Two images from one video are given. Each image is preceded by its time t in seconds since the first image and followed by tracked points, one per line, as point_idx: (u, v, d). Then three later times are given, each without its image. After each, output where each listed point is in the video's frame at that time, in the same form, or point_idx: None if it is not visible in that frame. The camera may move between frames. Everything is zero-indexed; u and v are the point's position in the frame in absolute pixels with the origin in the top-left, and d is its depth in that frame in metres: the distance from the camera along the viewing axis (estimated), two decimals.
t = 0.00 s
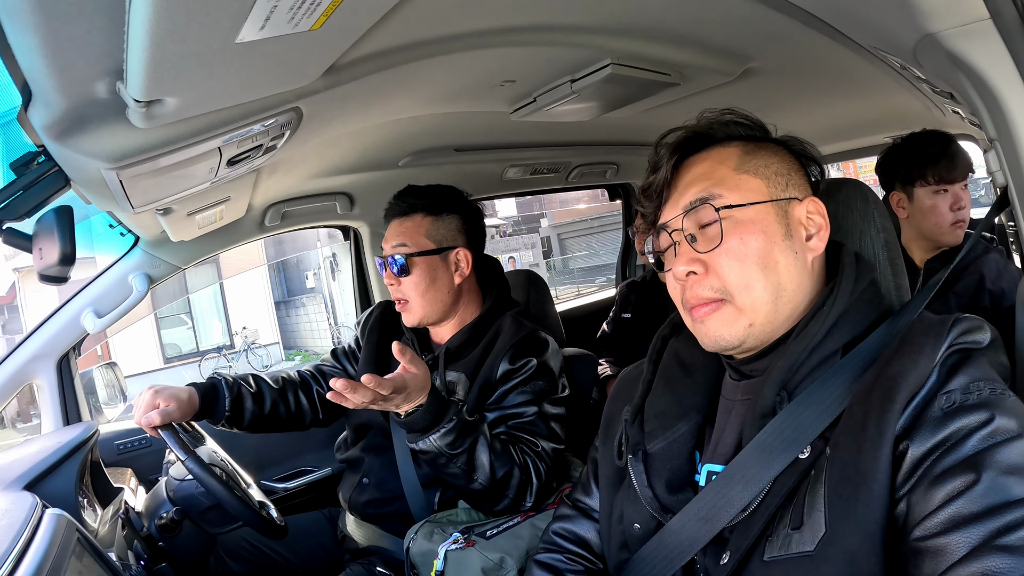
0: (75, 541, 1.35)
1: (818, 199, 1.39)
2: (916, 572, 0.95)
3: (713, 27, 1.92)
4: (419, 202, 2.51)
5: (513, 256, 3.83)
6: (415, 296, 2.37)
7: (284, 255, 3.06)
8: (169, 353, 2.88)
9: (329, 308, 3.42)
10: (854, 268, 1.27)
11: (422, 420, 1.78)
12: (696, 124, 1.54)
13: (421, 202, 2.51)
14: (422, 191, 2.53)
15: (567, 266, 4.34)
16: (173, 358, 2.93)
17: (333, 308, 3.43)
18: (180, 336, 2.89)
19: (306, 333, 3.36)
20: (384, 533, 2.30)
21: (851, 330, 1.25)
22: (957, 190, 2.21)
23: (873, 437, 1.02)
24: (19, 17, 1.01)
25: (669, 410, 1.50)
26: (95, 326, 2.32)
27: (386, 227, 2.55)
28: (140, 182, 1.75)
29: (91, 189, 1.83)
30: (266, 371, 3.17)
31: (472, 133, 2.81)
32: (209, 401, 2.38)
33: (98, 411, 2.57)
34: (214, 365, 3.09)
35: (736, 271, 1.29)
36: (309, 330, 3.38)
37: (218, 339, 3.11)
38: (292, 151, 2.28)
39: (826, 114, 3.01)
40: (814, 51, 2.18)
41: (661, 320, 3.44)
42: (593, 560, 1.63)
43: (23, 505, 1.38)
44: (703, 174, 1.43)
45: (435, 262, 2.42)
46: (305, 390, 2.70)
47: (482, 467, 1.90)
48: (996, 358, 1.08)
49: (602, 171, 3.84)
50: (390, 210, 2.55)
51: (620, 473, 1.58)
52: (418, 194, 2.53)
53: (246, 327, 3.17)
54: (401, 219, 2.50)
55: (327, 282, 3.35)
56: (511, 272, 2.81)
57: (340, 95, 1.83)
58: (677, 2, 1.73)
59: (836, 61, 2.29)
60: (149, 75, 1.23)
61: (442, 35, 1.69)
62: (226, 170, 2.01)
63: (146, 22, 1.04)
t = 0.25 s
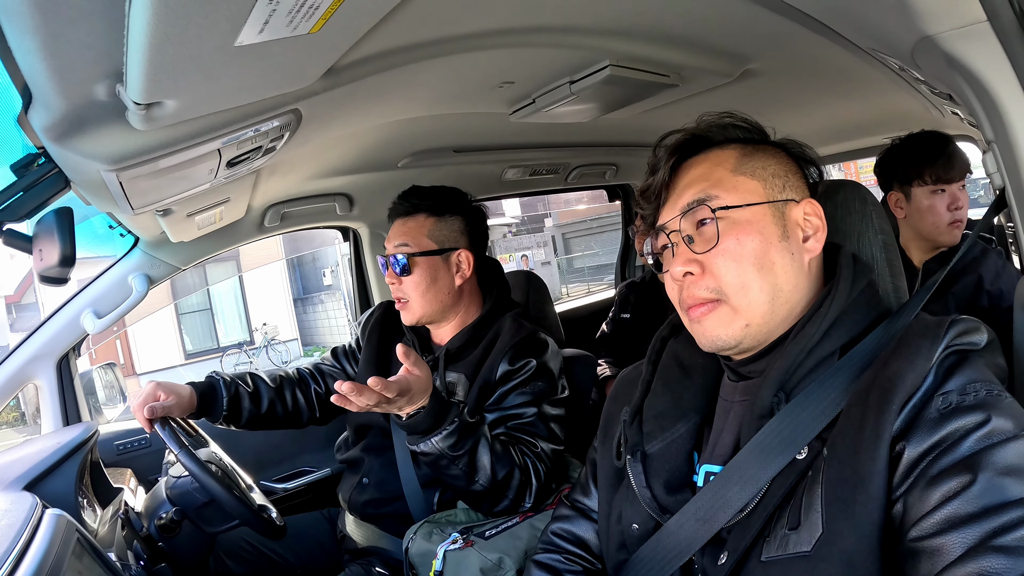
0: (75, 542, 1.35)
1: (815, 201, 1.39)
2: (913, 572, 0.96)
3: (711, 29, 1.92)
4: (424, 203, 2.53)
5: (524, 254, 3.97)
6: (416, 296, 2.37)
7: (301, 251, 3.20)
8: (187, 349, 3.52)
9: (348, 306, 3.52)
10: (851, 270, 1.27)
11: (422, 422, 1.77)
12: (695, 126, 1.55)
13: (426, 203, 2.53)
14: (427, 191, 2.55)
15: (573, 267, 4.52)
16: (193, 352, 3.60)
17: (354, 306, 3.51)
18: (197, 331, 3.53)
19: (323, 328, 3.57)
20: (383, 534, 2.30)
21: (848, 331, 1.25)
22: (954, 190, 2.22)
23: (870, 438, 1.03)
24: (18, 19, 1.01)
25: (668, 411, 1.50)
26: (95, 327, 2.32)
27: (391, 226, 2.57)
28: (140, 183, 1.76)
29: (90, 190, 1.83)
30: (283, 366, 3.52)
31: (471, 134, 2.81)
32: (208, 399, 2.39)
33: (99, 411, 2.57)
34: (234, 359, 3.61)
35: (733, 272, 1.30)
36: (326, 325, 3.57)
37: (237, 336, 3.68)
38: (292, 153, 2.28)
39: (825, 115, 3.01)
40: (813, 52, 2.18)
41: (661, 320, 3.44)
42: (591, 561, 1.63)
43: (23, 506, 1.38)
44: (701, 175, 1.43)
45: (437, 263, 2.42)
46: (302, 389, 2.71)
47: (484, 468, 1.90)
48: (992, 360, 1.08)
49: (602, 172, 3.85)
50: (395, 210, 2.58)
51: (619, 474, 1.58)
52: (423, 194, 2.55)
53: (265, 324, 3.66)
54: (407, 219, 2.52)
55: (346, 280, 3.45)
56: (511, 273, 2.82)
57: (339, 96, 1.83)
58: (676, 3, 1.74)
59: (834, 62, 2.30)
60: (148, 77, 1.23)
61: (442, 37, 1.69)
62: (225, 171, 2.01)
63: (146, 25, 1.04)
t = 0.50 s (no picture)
0: (74, 542, 1.35)
1: (818, 200, 1.39)
2: (914, 572, 0.95)
3: (712, 28, 1.92)
4: (425, 203, 2.53)
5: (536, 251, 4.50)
6: (416, 296, 2.37)
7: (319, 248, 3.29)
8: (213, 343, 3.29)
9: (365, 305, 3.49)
10: (853, 269, 1.27)
11: (428, 418, 1.74)
12: (696, 125, 1.55)
13: (427, 203, 2.53)
14: (427, 191, 2.55)
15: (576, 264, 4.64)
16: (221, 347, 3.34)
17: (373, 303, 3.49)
18: (220, 326, 3.27)
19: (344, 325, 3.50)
20: (383, 534, 2.29)
21: (849, 330, 1.25)
22: (955, 190, 2.21)
23: (871, 437, 1.02)
24: (17, 17, 1.00)
25: (669, 410, 1.50)
26: (95, 326, 2.32)
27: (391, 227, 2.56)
28: (140, 182, 1.76)
29: (90, 190, 1.83)
30: (308, 362, 3.34)
31: (471, 134, 2.81)
32: (208, 396, 2.40)
33: (98, 411, 2.57)
34: (260, 354, 3.39)
35: (735, 271, 1.29)
36: (344, 326, 3.51)
37: (260, 331, 3.41)
38: (292, 152, 2.28)
39: (825, 115, 3.01)
40: (813, 51, 2.18)
41: (661, 320, 3.44)
42: (591, 560, 1.62)
43: (22, 505, 1.38)
44: (703, 174, 1.43)
45: (438, 263, 2.42)
46: (299, 391, 2.70)
47: (487, 467, 1.88)
48: (994, 359, 1.08)
49: (602, 172, 3.84)
50: (394, 210, 2.57)
51: (619, 473, 1.58)
52: (424, 194, 2.55)
53: (288, 320, 3.43)
54: (408, 219, 2.52)
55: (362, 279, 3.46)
56: (511, 273, 2.81)
57: (339, 95, 1.83)
58: (676, 2, 1.73)
59: (834, 61, 2.29)
60: (147, 76, 1.23)
61: (441, 36, 1.69)
62: (225, 170, 2.01)
63: (144, 23, 1.04)
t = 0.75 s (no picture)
0: (75, 542, 1.35)
1: (818, 200, 1.39)
2: (916, 571, 0.95)
3: (712, 28, 1.92)
4: (429, 203, 2.53)
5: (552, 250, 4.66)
6: (418, 296, 2.38)
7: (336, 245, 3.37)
8: (237, 338, 3.20)
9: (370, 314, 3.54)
10: (854, 268, 1.27)
11: (422, 423, 1.75)
12: (697, 125, 1.55)
13: (430, 204, 2.52)
14: (431, 191, 2.55)
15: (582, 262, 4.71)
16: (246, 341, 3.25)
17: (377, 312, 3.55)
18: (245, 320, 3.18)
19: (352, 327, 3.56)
20: (383, 534, 2.28)
21: (851, 330, 1.25)
22: (956, 190, 2.21)
23: (873, 436, 1.02)
24: (19, 16, 1.01)
25: (670, 409, 1.50)
26: (95, 326, 2.32)
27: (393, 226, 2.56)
28: (141, 182, 1.76)
29: (91, 189, 1.83)
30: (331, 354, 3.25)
31: (472, 134, 2.81)
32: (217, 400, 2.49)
33: (99, 411, 2.56)
34: (283, 350, 3.31)
35: (735, 271, 1.29)
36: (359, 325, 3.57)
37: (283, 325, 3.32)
38: (292, 152, 2.28)
39: (826, 115, 3.01)
40: (814, 52, 2.18)
41: (661, 320, 3.44)
42: (592, 560, 1.62)
43: (22, 505, 1.38)
44: (704, 174, 1.43)
45: (441, 264, 2.42)
46: (304, 397, 2.76)
47: (485, 468, 1.88)
48: (995, 358, 1.08)
49: (602, 172, 3.84)
50: (397, 211, 2.57)
51: (620, 473, 1.58)
52: (427, 195, 2.55)
53: (311, 315, 3.35)
54: (409, 220, 2.51)
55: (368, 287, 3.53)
56: (512, 274, 2.80)
57: (340, 95, 1.83)
58: (677, 2, 1.73)
59: (835, 62, 2.29)
60: (149, 75, 1.23)
61: (442, 36, 1.69)
62: (226, 170, 2.01)
63: (146, 22, 1.04)
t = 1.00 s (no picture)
0: (77, 541, 1.35)
1: (818, 200, 1.40)
2: (917, 567, 0.96)
3: (713, 29, 1.93)
4: (435, 203, 2.54)
5: (568, 246, 4.68)
6: (419, 293, 2.38)
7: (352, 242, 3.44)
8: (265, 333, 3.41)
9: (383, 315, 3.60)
10: (854, 267, 1.28)
11: (419, 415, 1.89)
12: (697, 125, 1.55)
13: (436, 203, 2.54)
14: (439, 191, 2.57)
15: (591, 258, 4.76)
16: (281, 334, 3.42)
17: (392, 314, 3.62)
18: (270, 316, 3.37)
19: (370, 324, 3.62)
20: (386, 533, 2.31)
21: (851, 328, 1.25)
22: (956, 191, 2.22)
23: (873, 433, 1.03)
24: (25, 15, 1.01)
25: (671, 408, 1.50)
26: (96, 326, 2.33)
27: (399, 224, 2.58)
28: (143, 182, 1.76)
29: (93, 190, 1.83)
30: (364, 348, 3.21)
31: (473, 134, 2.81)
32: (231, 421, 2.57)
33: (100, 411, 2.56)
34: (311, 343, 3.32)
35: (736, 270, 1.30)
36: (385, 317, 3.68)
37: (310, 319, 3.36)
38: (294, 152, 2.28)
39: (826, 115, 3.02)
40: (814, 52, 2.19)
41: (662, 320, 3.45)
42: (593, 558, 1.63)
43: (25, 505, 1.38)
44: (705, 174, 1.44)
45: (442, 262, 2.42)
46: (315, 402, 2.83)
47: (483, 464, 1.92)
48: (994, 356, 1.08)
49: (603, 172, 3.85)
50: (403, 208, 2.58)
51: (621, 471, 1.58)
52: (433, 194, 2.56)
53: (337, 310, 3.45)
54: (415, 218, 2.53)
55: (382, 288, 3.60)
56: (514, 274, 2.80)
57: (342, 95, 1.84)
58: (678, 2, 1.74)
59: (834, 62, 2.30)
60: (153, 75, 1.24)
61: (443, 37, 1.69)
62: (228, 170, 2.02)
63: (152, 22, 1.04)
